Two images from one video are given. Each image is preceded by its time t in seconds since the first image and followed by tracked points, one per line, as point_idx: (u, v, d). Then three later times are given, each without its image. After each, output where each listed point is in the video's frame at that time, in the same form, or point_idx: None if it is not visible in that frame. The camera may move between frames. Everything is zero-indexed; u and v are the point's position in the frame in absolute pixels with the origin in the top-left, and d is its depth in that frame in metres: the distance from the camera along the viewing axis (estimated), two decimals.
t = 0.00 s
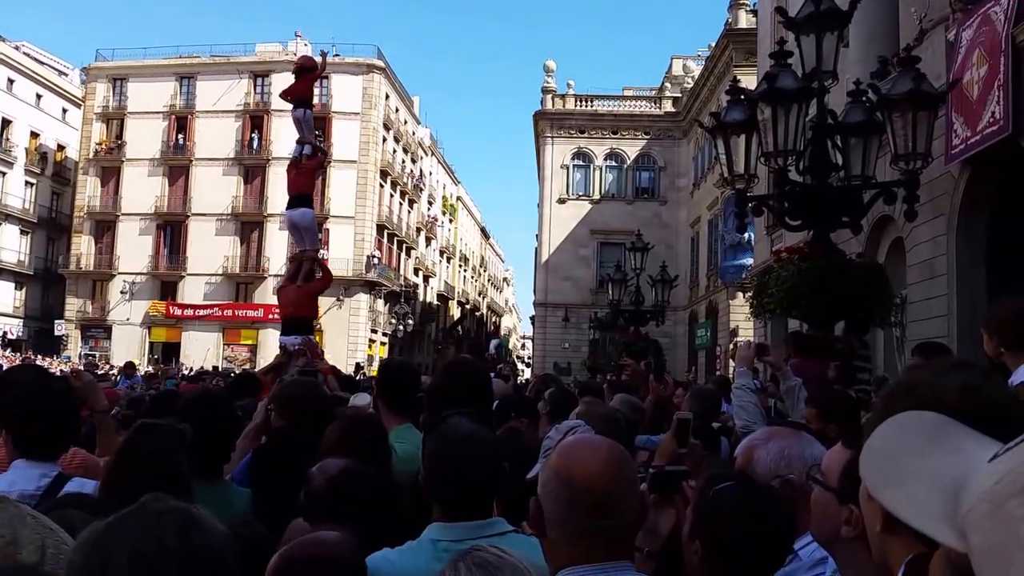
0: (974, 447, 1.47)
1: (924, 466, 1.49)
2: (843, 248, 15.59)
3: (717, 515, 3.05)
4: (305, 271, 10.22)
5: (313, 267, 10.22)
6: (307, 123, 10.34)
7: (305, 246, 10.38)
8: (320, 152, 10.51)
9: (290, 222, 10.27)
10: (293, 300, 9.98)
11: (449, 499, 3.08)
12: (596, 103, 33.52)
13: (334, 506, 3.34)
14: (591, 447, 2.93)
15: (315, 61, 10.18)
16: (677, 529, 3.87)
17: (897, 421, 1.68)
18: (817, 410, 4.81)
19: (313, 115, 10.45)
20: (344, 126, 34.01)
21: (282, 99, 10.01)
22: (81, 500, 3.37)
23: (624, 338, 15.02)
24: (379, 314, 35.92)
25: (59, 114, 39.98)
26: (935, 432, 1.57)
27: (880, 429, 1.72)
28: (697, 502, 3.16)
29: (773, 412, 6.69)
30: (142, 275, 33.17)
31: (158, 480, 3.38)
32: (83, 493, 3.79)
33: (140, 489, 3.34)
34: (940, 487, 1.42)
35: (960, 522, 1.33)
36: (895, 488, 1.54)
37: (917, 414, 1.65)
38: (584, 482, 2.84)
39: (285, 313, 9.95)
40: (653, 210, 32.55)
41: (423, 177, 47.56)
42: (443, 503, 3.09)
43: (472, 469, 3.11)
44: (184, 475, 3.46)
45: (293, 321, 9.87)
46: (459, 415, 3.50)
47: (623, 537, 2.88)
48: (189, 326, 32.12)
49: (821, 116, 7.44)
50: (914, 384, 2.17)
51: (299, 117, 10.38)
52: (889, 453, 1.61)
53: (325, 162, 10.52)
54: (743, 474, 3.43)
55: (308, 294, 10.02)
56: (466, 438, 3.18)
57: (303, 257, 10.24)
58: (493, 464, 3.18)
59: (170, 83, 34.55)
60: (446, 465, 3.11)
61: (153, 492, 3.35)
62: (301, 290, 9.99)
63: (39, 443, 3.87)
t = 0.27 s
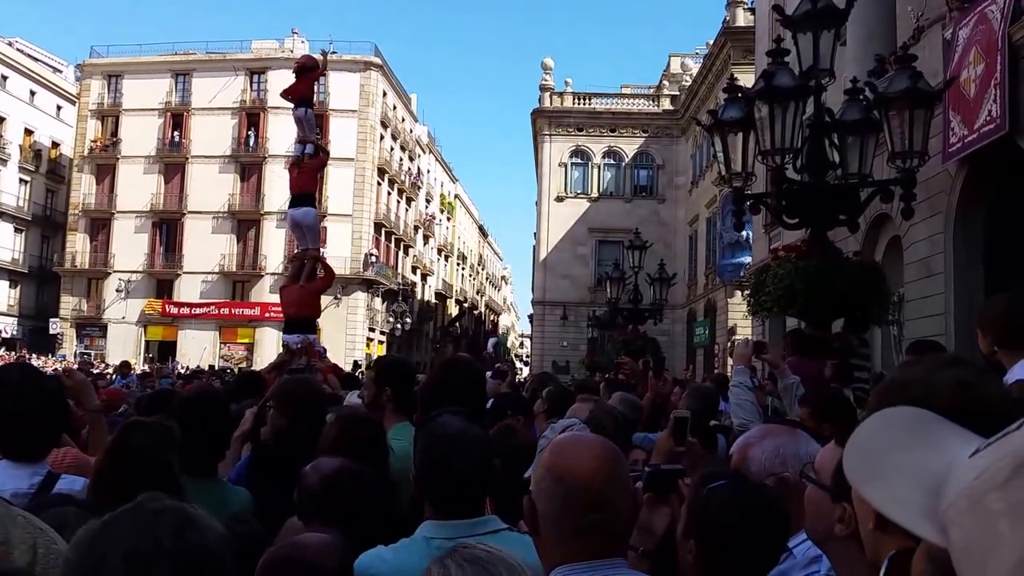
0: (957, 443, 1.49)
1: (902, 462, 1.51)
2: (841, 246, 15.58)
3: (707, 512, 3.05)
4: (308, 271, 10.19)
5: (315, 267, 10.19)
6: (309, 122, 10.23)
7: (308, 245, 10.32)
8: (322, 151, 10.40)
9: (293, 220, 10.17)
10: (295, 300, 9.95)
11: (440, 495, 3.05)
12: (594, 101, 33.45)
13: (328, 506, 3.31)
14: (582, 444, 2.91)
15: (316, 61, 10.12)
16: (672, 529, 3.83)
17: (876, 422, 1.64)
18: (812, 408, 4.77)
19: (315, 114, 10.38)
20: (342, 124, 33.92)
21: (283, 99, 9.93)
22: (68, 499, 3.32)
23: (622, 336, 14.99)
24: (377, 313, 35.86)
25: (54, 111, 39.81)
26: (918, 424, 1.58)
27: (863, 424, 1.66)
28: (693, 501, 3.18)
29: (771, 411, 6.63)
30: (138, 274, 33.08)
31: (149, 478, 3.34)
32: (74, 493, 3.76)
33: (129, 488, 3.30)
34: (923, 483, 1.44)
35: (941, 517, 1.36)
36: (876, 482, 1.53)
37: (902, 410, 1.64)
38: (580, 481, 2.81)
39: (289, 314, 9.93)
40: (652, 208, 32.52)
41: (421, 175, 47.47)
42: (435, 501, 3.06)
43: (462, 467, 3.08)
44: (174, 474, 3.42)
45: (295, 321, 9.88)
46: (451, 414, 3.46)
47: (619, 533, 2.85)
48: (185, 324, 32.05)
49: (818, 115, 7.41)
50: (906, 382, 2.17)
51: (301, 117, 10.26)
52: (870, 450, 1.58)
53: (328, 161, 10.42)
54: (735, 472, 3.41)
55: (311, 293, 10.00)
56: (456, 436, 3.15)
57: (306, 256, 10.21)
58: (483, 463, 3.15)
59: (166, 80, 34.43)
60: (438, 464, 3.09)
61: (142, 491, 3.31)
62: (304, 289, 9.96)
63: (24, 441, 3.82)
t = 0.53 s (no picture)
0: (949, 437, 1.44)
1: (893, 457, 1.48)
2: (838, 244, 15.59)
3: (704, 511, 3.04)
4: (311, 270, 10.20)
5: (317, 266, 10.20)
6: (311, 122, 10.19)
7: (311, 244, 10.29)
8: (324, 150, 10.34)
9: (295, 221, 10.14)
10: (297, 298, 9.96)
11: (432, 494, 3.03)
12: (593, 99, 33.40)
13: (320, 506, 3.28)
14: (581, 443, 2.88)
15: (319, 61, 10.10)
16: (668, 527, 3.81)
17: (868, 418, 1.59)
18: (806, 407, 4.76)
19: (317, 113, 10.36)
20: (340, 121, 33.88)
21: (285, 98, 9.92)
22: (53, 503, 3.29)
23: (619, 335, 14.97)
24: (375, 311, 35.83)
25: (50, 108, 39.68)
26: (910, 419, 1.53)
27: (859, 418, 1.62)
28: (691, 498, 3.15)
29: (768, 410, 6.60)
30: (135, 272, 33.03)
31: (136, 477, 3.31)
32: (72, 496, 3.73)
33: (118, 486, 3.28)
34: (916, 477, 1.41)
35: (933, 513, 1.34)
36: (872, 477, 1.50)
37: (894, 403, 1.58)
38: (577, 480, 2.78)
39: (291, 312, 9.95)
40: (651, 206, 32.50)
41: (419, 173, 47.41)
42: (427, 499, 3.04)
43: (456, 466, 3.04)
44: (165, 472, 3.40)
45: (296, 320, 9.88)
46: (446, 413, 3.43)
47: (618, 531, 2.83)
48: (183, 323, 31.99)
49: (816, 113, 7.39)
50: (899, 379, 2.15)
51: (303, 116, 10.24)
52: (864, 445, 1.55)
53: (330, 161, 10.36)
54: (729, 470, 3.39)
55: (313, 292, 10.00)
56: (449, 435, 3.12)
57: (309, 255, 10.23)
58: (478, 461, 3.12)
59: (163, 77, 34.37)
60: (431, 463, 3.05)
61: (133, 489, 3.29)
62: (306, 288, 9.96)
63: (21, 441, 3.80)
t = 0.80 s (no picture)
0: (950, 436, 1.46)
1: (896, 455, 1.49)
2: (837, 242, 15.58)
3: (704, 508, 3.03)
4: (314, 269, 10.19)
5: (320, 265, 10.17)
6: (314, 122, 10.06)
7: (315, 244, 10.22)
8: (327, 150, 10.17)
9: (299, 220, 10.10)
10: (301, 298, 9.88)
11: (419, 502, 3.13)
12: (591, 97, 33.38)
13: (313, 510, 3.27)
14: (578, 443, 2.87)
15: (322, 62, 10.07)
16: (667, 527, 3.81)
17: (874, 414, 1.61)
18: (806, 406, 4.76)
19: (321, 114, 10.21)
20: (337, 119, 33.84)
21: (286, 98, 9.88)
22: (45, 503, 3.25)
23: (618, 334, 14.96)
24: (373, 309, 35.80)
25: (47, 106, 39.57)
26: (911, 420, 1.54)
27: (860, 417, 1.63)
28: (690, 495, 3.15)
29: (766, 409, 6.60)
30: (132, 270, 32.98)
31: (130, 475, 3.29)
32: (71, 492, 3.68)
33: (115, 485, 3.28)
34: (919, 475, 1.40)
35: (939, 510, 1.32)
36: (877, 476, 1.51)
37: (898, 402, 1.59)
38: (575, 476, 2.79)
39: (295, 311, 9.88)
40: (649, 204, 32.49)
41: (417, 170, 47.36)
42: (410, 503, 3.16)
43: (434, 471, 3.13)
44: (162, 470, 3.39)
45: (299, 319, 9.83)
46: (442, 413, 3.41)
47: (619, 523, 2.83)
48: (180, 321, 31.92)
49: (815, 110, 7.39)
50: (900, 377, 2.13)
51: (307, 117, 10.14)
52: (865, 444, 1.57)
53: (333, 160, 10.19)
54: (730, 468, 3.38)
55: (316, 292, 9.92)
56: (421, 438, 3.20)
57: (312, 254, 10.21)
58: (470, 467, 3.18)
59: (160, 74, 34.31)
60: (418, 470, 3.12)
61: (129, 486, 3.28)
62: (309, 288, 9.89)
63: (24, 438, 3.80)
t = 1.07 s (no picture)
0: (900, 463, 1.63)
1: (859, 485, 1.60)
2: (836, 240, 15.59)
3: (704, 509, 3.02)
4: (318, 267, 10.18)
5: (323, 263, 10.17)
6: (318, 121, 10.14)
7: (319, 242, 10.23)
8: (332, 149, 10.26)
9: (304, 218, 10.13)
10: (306, 295, 9.87)
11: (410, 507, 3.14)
12: (590, 94, 33.35)
13: (312, 511, 3.28)
14: (582, 442, 2.85)
15: (325, 61, 10.09)
16: (668, 526, 3.81)
17: (827, 455, 1.71)
18: (806, 405, 4.76)
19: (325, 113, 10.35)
20: (336, 117, 33.81)
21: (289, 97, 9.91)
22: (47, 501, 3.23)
23: (618, 331, 14.97)
24: (371, 307, 35.79)
25: (46, 103, 39.49)
26: (858, 459, 1.68)
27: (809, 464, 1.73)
28: (690, 494, 3.14)
29: (766, 407, 6.60)
30: (130, 267, 32.95)
31: (125, 470, 3.28)
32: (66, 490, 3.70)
33: (113, 481, 3.27)
34: (889, 498, 1.54)
35: (914, 523, 1.47)
36: (842, 514, 1.58)
37: (826, 452, 1.70)
38: (572, 475, 2.79)
39: (299, 309, 9.87)
40: (647, 202, 32.48)
41: (416, 168, 47.32)
42: (403, 504, 3.17)
43: (427, 473, 3.14)
44: (158, 465, 3.38)
45: (304, 316, 9.83)
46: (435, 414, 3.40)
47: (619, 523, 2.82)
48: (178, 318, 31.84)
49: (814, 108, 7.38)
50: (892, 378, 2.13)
51: (311, 116, 10.23)
52: (823, 486, 1.64)
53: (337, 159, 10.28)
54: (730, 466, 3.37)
55: (321, 288, 9.90)
56: (411, 440, 3.21)
57: (316, 253, 10.19)
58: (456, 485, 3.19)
59: (158, 71, 34.27)
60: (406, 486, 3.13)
61: (127, 482, 3.27)
62: (314, 285, 9.88)
63: (27, 436, 3.87)
